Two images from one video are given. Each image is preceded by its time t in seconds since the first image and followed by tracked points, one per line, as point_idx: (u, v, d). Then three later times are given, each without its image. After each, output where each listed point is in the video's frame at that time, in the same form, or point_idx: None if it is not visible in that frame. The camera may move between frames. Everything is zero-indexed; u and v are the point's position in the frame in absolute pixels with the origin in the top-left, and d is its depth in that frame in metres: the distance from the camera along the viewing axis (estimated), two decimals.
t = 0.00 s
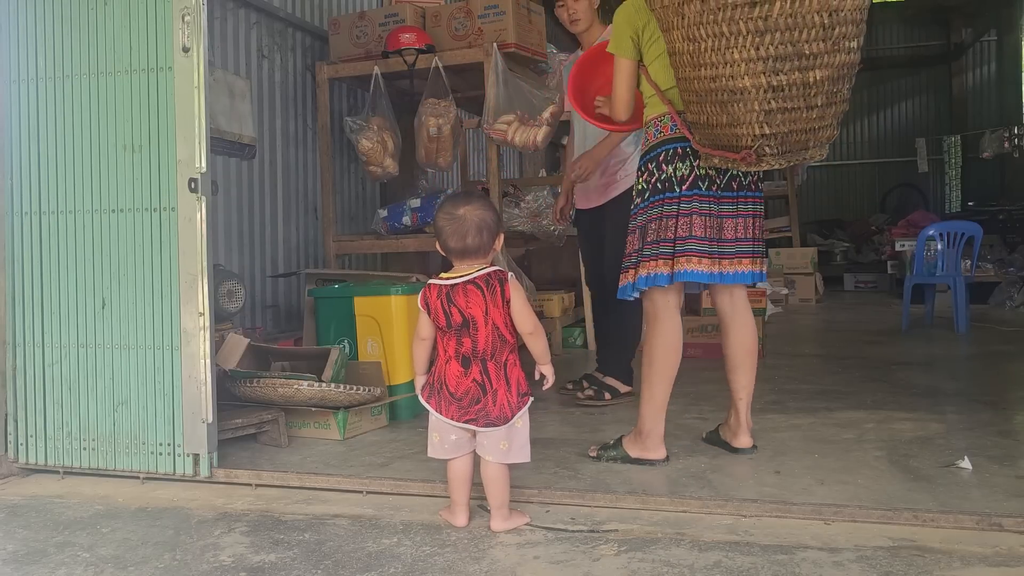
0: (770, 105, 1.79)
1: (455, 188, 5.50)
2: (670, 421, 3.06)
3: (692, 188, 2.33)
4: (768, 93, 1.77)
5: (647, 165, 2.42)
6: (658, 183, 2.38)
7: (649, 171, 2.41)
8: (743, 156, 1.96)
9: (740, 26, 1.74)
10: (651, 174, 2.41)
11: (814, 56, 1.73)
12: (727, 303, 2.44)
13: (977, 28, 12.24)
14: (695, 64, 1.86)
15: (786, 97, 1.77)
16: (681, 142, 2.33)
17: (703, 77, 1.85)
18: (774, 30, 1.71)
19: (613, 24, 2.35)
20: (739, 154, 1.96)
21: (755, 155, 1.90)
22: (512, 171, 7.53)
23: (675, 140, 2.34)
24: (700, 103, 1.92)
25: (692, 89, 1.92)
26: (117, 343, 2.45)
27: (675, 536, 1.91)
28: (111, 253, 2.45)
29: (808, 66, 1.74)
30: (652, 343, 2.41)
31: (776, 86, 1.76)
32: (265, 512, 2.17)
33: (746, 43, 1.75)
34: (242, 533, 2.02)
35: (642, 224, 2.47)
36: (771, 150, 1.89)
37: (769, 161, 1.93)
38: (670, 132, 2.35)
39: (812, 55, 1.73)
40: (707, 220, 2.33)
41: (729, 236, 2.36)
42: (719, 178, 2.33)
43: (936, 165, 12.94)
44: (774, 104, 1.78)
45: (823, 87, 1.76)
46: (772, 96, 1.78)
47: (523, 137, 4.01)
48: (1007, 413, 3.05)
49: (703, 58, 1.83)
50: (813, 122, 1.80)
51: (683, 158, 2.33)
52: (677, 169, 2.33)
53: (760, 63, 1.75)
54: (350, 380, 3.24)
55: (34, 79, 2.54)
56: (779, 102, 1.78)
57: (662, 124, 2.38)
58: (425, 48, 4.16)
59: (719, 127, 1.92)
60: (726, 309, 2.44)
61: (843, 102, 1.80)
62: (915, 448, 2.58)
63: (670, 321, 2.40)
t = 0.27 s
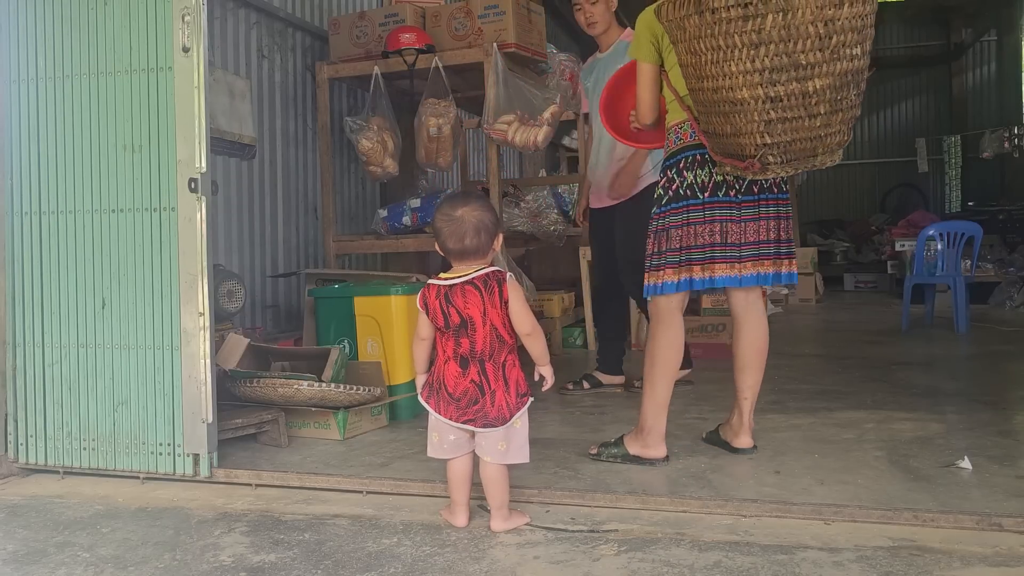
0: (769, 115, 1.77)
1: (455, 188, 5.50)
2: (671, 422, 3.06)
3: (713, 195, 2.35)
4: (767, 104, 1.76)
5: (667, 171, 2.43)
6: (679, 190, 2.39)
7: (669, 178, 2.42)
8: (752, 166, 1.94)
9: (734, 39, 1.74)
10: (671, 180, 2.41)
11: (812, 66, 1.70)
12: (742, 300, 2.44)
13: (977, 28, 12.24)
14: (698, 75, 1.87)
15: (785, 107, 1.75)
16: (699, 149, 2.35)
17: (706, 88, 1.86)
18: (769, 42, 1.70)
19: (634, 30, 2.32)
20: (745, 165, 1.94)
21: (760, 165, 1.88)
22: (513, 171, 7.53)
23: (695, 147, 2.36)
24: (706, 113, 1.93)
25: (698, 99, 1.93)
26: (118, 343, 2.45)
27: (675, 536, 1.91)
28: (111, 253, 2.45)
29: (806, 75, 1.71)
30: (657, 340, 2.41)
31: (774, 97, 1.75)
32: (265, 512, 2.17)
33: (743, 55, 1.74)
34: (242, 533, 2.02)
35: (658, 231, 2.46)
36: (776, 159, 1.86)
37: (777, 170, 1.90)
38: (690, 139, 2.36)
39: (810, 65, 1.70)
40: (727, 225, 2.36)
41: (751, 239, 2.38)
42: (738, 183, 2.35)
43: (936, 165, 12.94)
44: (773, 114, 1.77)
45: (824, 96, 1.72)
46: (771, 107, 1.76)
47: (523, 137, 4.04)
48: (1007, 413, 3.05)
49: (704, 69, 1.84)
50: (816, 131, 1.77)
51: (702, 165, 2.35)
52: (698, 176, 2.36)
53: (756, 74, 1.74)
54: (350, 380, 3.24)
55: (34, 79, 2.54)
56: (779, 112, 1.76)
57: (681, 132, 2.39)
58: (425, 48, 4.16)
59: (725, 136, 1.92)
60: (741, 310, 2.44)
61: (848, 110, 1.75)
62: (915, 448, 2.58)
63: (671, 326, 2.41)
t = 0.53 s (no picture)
0: (778, 112, 1.78)
1: (455, 188, 5.50)
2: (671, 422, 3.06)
3: (728, 196, 2.40)
4: (776, 100, 1.77)
5: (683, 172, 2.50)
6: (696, 192, 2.45)
7: (687, 180, 2.48)
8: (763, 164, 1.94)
9: (744, 37, 1.76)
10: (689, 183, 2.48)
11: (820, 64, 1.71)
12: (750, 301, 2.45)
13: (977, 28, 12.24)
14: (709, 74, 1.89)
15: (794, 104, 1.75)
16: (712, 151, 2.41)
17: (716, 86, 1.88)
18: (778, 39, 1.72)
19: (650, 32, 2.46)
20: (756, 165, 1.94)
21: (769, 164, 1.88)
22: (513, 171, 7.53)
23: (709, 147, 2.42)
24: (718, 113, 1.94)
25: (709, 99, 1.95)
26: (118, 343, 2.45)
27: (675, 536, 1.91)
28: (112, 252, 2.45)
29: (815, 72, 1.72)
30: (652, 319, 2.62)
31: (783, 94, 1.75)
32: (265, 512, 2.17)
33: (752, 52, 1.76)
34: (242, 533, 2.02)
35: (684, 230, 2.51)
36: (786, 157, 1.86)
37: (788, 168, 1.90)
38: (704, 140, 2.43)
39: (819, 62, 1.71)
40: (745, 225, 2.39)
41: (770, 239, 2.39)
42: (751, 183, 2.38)
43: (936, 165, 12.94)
44: (782, 111, 1.77)
45: (833, 93, 1.73)
46: (780, 104, 1.77)
47: (525, 138, 4.14)
48: (1007, 413, 3.05)
49: (715, 68, 1.86)
50: (826, 128, 1.77)
51: (716, 166, 2.41)
52: (711, 177, 2.42)
53: (765, 71, 1.75)
54: (351, 380, 3.24)
55: (33, 79, 2.54)
56: (788, 109, 1.76)
57: (696, 132, 2.45)
58: (425, 49, 4.16)
59: (736, 135, 1.92)
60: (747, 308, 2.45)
61: (859, 108, 1.75)
62: (915, 448, 2.58)
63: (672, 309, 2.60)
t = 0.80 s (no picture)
0: (776, 109, 1.77)
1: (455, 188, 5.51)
2: (671, 422, 3.06)
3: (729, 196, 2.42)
4: (774, 97, 1.76)
5: (689, 172, 2.55)
6: (699, 192, 2.50)
7: (691, 181, 2.54)
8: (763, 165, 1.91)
9: (742, 35, 1.77)
10: (693, 183, 2.53)
11: (818, 61, 1.71)
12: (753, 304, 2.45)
13: (976, 27, 12.23)
14: (710, 74, 1.90)
15: (792, 101, 1.75)
16: (716, 152, 2.44)
17: (716, 86, 1.88)
18: (776, 37, 1.73)
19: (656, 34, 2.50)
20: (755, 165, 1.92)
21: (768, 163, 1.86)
22: (512, 171, 7.54)
23: (713, 149, 2.46)
24: (718, 113, 1.94)
25: (710, 99, 1.95)
26: (118, 343, 2.45)
27: (675, 536, 1.91)
28: (112, 252, 2.45)
29: (812, 69, 1.72)
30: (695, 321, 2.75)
31: (781, 92, 1.75)
32: (265, 512, 2.17)
33: (751, 50, 1.77)
34: (242, 533, 2.02)
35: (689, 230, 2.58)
36: (784, 155, 1.83)
37: (787, 168, 1.87)
38: (707, 142, 2.47)
39: (815, 59, 1.71)
40: (742, 225, 2.42)
41: (766, 239, 2.40)
42: (752, 184, 2.40)
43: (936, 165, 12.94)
44: (779, 107, 1.76)
45: (831, 90, 1.72)
46: (778, 101, 1.76)
47: (529, 138, 4.19)
48: (1007, 413, 3.05)
49: (715, 67, 1.87)
50: (824, 125, 1.75)
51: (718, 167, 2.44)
52: (714, 178, 2.45)
53: (763, 69, 1.76)
54: (351, 380, 3.24)
55: (34, 79, 2.54)
56: (785, 106, 1.76)
57: (701, 134, 2.50)
58: (425, 49, 4.16)
59: (735, 135, 1.91)
60: (750, 310, 2.46)
61: (858, 106, 1.74)
62: (915, 448, 2.58)
63: (712, 308, 2.71)
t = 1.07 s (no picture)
0: (775, 117, 1.80)
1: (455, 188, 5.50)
2: (671, 422, 3.06)
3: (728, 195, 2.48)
4: (773, 105, 1.79)
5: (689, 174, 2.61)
6: (698, 192, 2.56)
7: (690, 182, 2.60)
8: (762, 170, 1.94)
9: (743, 44, 1.80)
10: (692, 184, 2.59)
11: (817, 71, 1.74)
12: (754, 299, 2.46)
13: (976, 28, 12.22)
14: (710, 80, 1.92)
15: (790, 109, 1.78)
16: (715, 155, 2.51)
17: (716, 92, 1.91)
18: (776, 47, 1.76)
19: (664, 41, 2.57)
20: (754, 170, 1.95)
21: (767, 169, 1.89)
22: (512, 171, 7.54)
23: (712, 152, 2.52)
24: (718, 119, 1.96)
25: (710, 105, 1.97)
26: (118, 343, 2.45)
27: (675, 536, 1.91)
28: (112, 252, 2.45)
29: (812, 79, 1.75)
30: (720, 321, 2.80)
31: (780, 100, 1.78)
32: (265, 512, 2.17)
33: (751, 59, 1.80)
34: (242, 533, 2.02)
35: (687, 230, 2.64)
36: (782, 161, 1.86)
37: (785, 173, 1.90)
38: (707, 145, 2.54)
39: (814, 69, 1.74)
40: (739, 223, 2.45)
41: (764, 237, 2.42)
42: (750, 185, 2.43)
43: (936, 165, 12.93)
44: (779, 115, 1.79)
45: (829, 100, 1.75)
46: (777, 109, 1.79)
47: (530, 138, 4.19)
48: (1007, 413, 3.05)
49: (716, 74, 1.89)
50: (822, 133, 1.78)
51: (718, 169, 2.50)
52: (713, 179, 2.50)
53: (763, 77, 1.79)
54: (351, 380, 3.24)
55: (34, 79, 2.54)
56: (784, 114, 1.79)
57: (702, 138, 2.58)
58: (425, 49, 4.16)
59: (734, 140, 1.94)
60: (751, 306, 2.47)
61: (854, 115, 1.77)
62: (915, 448, 2.58)
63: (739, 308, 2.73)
